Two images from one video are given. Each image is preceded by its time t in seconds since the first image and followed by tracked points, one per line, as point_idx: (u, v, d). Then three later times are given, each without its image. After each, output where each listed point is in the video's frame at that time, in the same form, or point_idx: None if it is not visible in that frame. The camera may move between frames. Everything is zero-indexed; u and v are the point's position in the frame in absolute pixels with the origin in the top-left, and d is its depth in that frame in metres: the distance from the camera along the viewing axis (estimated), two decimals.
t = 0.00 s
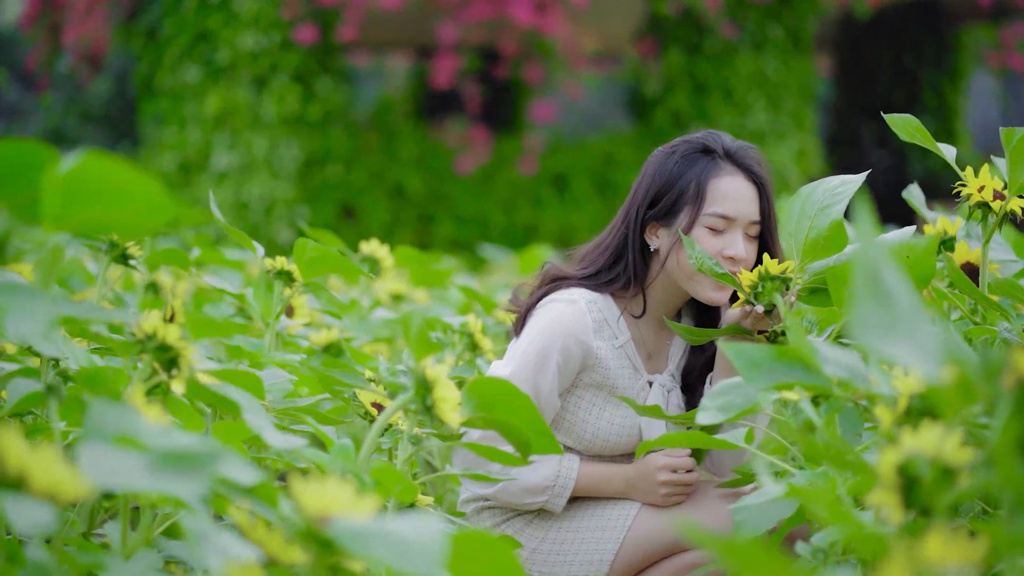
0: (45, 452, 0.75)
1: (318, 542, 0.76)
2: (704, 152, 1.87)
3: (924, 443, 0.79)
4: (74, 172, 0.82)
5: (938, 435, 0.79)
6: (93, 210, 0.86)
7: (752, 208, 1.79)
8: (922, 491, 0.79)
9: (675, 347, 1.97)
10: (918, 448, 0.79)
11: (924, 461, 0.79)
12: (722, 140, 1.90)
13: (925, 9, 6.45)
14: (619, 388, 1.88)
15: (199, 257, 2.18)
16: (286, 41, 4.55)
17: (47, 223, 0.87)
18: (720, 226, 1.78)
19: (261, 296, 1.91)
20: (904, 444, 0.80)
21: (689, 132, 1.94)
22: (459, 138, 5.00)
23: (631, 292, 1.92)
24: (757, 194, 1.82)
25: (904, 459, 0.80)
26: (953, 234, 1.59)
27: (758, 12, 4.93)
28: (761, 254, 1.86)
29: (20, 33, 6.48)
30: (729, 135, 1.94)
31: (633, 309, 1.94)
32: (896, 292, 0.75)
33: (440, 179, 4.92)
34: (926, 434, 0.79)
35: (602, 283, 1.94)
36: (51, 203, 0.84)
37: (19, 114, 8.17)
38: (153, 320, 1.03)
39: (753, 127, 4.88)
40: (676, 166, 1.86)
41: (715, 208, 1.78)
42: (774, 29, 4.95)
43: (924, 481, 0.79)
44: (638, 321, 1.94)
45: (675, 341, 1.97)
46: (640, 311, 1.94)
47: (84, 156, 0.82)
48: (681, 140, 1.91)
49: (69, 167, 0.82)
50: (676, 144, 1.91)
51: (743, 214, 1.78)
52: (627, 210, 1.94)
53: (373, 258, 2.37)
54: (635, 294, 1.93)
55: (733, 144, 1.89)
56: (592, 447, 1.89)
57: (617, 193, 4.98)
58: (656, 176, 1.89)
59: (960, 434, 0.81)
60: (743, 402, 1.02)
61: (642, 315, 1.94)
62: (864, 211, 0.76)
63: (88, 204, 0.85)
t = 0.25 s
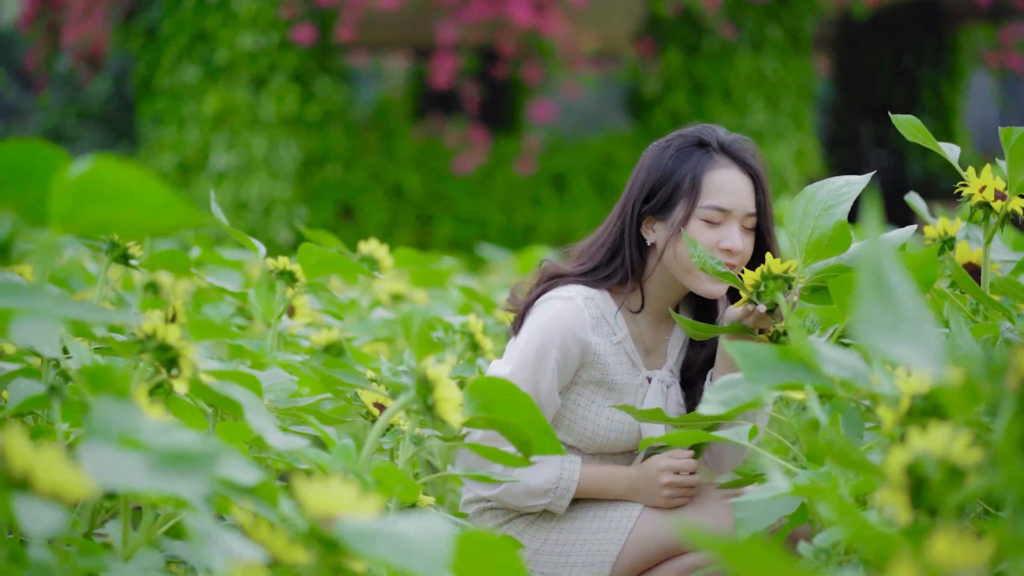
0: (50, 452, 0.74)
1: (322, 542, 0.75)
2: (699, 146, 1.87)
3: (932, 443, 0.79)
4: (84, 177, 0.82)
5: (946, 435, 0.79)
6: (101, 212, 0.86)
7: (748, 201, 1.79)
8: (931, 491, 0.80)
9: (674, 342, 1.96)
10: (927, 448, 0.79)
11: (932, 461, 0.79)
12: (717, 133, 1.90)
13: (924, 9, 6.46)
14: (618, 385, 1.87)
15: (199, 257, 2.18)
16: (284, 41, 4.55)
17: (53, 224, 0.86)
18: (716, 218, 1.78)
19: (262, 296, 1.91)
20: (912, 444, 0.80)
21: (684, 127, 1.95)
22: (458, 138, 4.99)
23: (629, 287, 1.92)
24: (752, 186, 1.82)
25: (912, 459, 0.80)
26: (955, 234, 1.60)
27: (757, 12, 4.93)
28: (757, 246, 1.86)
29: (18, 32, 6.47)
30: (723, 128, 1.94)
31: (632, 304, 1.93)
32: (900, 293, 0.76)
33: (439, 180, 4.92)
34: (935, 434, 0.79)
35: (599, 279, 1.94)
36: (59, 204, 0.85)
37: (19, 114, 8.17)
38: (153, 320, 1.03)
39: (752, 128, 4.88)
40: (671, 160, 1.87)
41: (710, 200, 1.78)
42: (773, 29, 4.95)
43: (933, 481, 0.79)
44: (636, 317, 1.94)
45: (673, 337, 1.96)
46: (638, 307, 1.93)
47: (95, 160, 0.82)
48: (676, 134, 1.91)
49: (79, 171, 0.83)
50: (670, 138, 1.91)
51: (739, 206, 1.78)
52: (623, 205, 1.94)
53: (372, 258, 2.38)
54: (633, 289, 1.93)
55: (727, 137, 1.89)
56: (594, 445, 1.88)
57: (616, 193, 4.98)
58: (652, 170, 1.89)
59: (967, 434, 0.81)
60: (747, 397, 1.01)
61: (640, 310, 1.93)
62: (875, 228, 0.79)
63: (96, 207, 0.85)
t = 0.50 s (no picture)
0: (56, 453, 0.74)
1: (327, 542, 0.75)
2: (694, 137, 1.87)
3: (940, 443, 0.80)
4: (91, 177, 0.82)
5: (953, 435, 0.79)
6: (106, 212, 0.86)
7: (744, 190, 1.80)
8: (938, 490, 0.80)
9: (674, 337, 1.96)
10: (934, 448, 0.80)
11: (939, 462, 0.79)
12: (712, 123, 1.90)
13: (924, 9, 6.46)
14: (619, 379, 1.87)
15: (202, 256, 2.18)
16: (285, 41, 4.55)
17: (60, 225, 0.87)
18: (713, 208, 1.79)
19: (265, 297, 1.91)
20: (920, 444, 0.80)
21: (679, 118, 1.95)
22: (458, 139, 4.98)
23: (628, 280, 1.92)
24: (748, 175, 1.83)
25: (919, 459, 0.80)
26: (957, 234, 1.60)
27: (757, 11, 4.93)
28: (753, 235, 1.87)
29: (18, 31, 6.46)
30: (718, 118, 1.94)
31: (631, 297, 1.93)
32: (904, 294, 0.76)
33: (438, 179, 4.92)
34: (942, 433, 0.80)
35: (598, 272, 1.94)
36: (68, 206, 0.85)
37: (19, 114, 8.16)
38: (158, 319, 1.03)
39: (752, 127, 4.87)
40: (667, 151, 1.87)
41: (707, 190, 1.79)
42: (774, 29, 4.94)
43: (940, 481, 0.79)
44: (636, 310, 1.93)
45: (673, 331, 1.96)
46: (637, 300, 1.93)
47: (104, 161, 0.82)
48: (670, 126, 1.91)
49: (86, 171, 0.83)
50: (665, 129, 1.91)
51: (735, 195, 1.79)
52: (619, 199, 1.94)
53: (374, 258, 2.39)
54: (632, 282, 1.93)
55: (722, 127, 1.89)
56: (597, 440, 1.88)
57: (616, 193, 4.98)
58: (647, 162, 1.89)
59: (975, 434, 0.81)
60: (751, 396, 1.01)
61: (639, 303, 1.93)
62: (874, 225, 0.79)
63: (100, 206, 0.85)
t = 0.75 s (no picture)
0: (61, 450, 0.75)
1: (331, 542, 0.75)
2: (686, 126, 1.87)
3: (941, 443, 0.79)
4: (88, 181, 0.82)
5: (955, 434, 0.79)
6: (106, 214, 0.86)
7: (737, 178, 1.81)
8: (940, 490, 0.79)
9: (672, 330, 1.93)
10: (935, 447, 0.79)
11: (941, 461, 0.79)
12: (704, 113, 1.89)
13: (925, 9, 6.45)
14: (618, 372, 1.84)
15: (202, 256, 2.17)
16: (285, 41, 4.54)
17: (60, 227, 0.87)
18: (707, 196, 1.79)
19: (264, 297, 1.91)
20: (921, 443, 0.80)
21: (671, 109, 1.94)
22: (458, 138, 5.04)
23: (624, 272, 1.91)
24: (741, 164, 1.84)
25: (921, 458, 0.79)
26: (958, 233, 1.60)
27: (757, 11, 4.92)
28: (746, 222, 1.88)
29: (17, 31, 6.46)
30: (710, 108, 1.94)
31: (627, 290, 1.91)
32: (914, 292, 0.76)
33: (438, 179, 4.92)
34: (944, 433, 0.79)
35: (595, 265, 1.93)
36: (67, 208, 0.85)
37: (19, 114, 8.16)
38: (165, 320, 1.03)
39: (752, 127, 4.86)
40: (659, 141, 1.87)
41: (700, 178, 1.80)
42: (774, 29, 4.94)
43: (942, 480, 0.79)
44: (633, 302, 1.91)
45: (671, 324, 1.93)
46: (634, 292, 1.91)
47: (100, 166, 0.82)
48: (662, 117, 1.91)
49: (84, 175, 0.82)
50: (658, 120, 1.91)
51: (729, 183, 1.80)
52: (613, 191, 1.94)
53: (376, 258, 2.39)
54: (629, 274, 1.92)
55: (714, 116, 1.89)
56: (599, 436, 1.84)
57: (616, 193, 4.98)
58: (640, 153, 1.89)
59: (976, 433, 0.81)
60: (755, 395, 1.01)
61: (636, 295, 1.91)
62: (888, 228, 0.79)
63: (98, 208, 0.85)
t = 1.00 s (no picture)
0: (65, 450, 0.75)
1: (335, 542, 0.75)
2: (678, 117, 1.87)
3: (942, 443, 0.79)
4: (88, 177, 0.81)
5: (956, 435, 0.79)
6: (107, 213, 0.85)
7: (728, 167, 1.81)
8: (941, 489, 0.79)
9: (670, 324, 1.91)
10: (936, 447, 0.79)
11: (942, 461, 0.79)
12: (695, 103, 1.89)
13: (925, 9, 6.45)
14: (617, 365, 1.81)
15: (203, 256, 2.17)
16: (285, 41, 4.54)
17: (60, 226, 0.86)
18: (699, 185, 1.79)
19: (265, 297, 1.89)
20: (921, 444, 0.79)
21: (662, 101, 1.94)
22: (458, 139, 5.01)
23: (619, 265, 1.90)
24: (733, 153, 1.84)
25: (921, 458, 0.79)
26: (959, 233, 1.59)
27: (757, 11, 4.92)
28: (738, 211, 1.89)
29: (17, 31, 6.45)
30: (701, 99, 1.93)
31: (622, 282, 1.90)
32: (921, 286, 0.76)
33: (438, 179, 4.92)
34: (944, 433, 0.79)
35: (590, 257, 1.91)
36: (67, 205, 0.84)
37: (19, 114, 8.14)
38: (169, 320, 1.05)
39: (752, 127, 4.85)
40: (651, 131, 1.86)
41: (692, 167, 1.80)
42: (774, 29, 4.93)
43: (943, 480, 0.79)
44: (628, 294, 1.89)
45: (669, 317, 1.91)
46: (629, 283, 1.90)
47: (100, 163, 0.81)
48: (654, 107, 1.91)
49: (84, 171, 0.82)
50: (649, 112, 1.91)
51: (721, 172, 1.80)
52: (606, 183, 1.93)
53: (378, 258, 2.39)
54: (623, 266, 1.90)
55: (705, 106, 1.88)
56: (600, 431, 1.80)
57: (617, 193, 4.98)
58: (632, 144, 1.89)
59: (976, 433, 0.81)
60: (758, 397, 1.00)
61: (631, 287, 1.89)
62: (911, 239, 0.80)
63: (99, 205, 0.84)
